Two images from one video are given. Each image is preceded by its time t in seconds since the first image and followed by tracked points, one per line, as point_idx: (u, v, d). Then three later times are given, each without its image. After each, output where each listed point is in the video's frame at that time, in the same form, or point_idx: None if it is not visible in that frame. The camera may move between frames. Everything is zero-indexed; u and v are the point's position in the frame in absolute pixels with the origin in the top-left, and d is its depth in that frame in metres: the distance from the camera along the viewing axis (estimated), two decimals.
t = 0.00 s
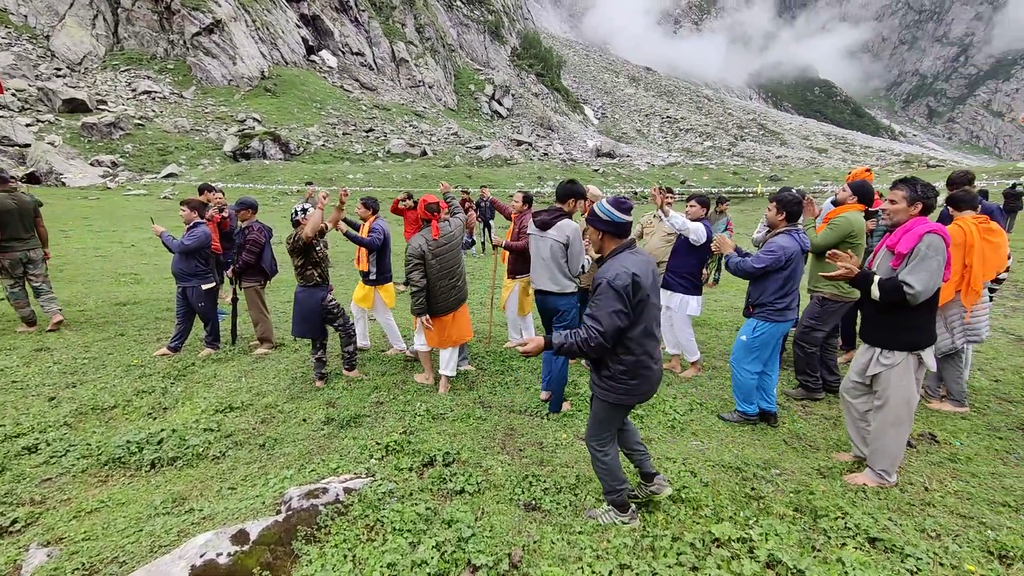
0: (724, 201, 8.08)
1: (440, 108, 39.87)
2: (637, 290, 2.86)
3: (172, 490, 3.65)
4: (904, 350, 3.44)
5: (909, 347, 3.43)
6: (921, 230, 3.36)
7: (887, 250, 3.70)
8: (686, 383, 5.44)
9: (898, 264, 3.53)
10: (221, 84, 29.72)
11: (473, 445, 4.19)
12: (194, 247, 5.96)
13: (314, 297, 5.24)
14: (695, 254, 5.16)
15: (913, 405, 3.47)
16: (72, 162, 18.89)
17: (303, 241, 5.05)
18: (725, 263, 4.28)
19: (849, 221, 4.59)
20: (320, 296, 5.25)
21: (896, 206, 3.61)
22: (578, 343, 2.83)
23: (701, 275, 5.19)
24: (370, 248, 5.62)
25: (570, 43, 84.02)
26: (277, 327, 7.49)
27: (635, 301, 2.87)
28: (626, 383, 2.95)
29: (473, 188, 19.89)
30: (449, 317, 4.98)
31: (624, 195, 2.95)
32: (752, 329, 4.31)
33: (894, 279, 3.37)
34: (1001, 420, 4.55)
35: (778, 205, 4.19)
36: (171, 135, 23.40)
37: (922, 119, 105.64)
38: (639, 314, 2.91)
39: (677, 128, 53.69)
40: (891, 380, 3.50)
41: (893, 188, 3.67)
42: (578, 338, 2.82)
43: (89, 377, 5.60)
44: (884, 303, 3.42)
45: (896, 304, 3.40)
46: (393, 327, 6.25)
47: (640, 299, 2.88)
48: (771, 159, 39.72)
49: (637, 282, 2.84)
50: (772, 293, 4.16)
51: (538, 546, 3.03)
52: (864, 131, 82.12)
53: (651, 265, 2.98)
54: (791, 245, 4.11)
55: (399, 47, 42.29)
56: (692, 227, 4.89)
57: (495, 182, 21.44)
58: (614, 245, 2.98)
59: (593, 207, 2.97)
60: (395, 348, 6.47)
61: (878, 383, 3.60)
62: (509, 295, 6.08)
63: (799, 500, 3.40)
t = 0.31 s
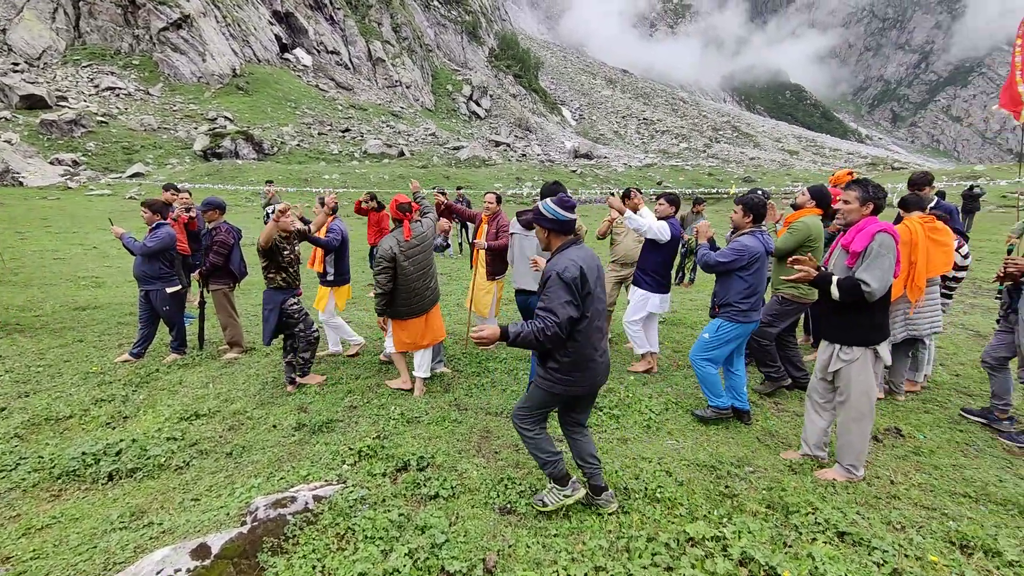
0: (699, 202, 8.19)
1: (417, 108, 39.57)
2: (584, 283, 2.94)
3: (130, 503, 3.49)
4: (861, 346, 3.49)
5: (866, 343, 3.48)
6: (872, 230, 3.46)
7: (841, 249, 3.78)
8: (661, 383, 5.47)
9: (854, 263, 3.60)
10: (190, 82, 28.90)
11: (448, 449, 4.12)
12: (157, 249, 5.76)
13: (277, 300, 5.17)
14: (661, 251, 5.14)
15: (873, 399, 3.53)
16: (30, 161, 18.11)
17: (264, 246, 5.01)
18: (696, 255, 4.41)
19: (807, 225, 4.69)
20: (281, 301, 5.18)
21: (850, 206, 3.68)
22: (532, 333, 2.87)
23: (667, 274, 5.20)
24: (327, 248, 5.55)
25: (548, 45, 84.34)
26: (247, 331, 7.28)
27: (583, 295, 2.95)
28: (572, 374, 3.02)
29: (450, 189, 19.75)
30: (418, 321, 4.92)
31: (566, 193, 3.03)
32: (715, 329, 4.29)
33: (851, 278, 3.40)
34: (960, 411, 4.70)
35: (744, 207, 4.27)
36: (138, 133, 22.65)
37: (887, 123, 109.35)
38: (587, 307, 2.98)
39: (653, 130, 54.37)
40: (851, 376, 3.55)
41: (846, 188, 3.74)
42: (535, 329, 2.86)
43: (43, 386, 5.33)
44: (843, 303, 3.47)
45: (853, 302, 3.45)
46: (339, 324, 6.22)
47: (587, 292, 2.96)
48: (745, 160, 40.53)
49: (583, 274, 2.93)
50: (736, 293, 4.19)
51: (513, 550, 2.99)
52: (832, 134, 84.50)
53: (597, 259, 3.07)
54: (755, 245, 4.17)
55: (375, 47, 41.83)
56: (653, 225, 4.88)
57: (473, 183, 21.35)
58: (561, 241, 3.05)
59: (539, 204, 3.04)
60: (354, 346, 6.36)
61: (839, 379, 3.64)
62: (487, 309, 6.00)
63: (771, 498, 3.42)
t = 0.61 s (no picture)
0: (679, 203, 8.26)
1: (398, 108, 39.26)
2: (522, 287, 3.02)
3: (93, 515, 3.36)
4: (820, 341, 3.56)
5: (825, 337, 3.55)
6: (831, 228, 3.54)
7: (803, 247, 3.83)
8: (641, 383, 5.48)
9: (814, 261, 3.67)
10: (164, 79, 28.19)
11: (426, 452, 4.06)
12: (124, 250, 5.55)
13: (251, 309, 5.15)
14: (634, 253, 5.14)
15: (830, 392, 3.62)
16: None
17: (262, 262, 4.95)
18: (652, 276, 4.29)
19: (770, 224, 4.78)
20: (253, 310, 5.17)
21: (812, 209, 3.70)
22: (474, 338, 2.92)
23: (643, 276, 5.16)
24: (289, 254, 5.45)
25: (529, 46, 84.54)
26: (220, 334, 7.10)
27: (521, 297, 3.02)
28: (512, 374, 3.09)
29: (432, 190, 19.63)
30: (383, 325, 4.93)
31: (506, 199, 3.10)
32: (684, 337, 4.30)
33: (811, 273, 3.50)
34: (927, 407, 4.82)
35: (712, 211, 4.23)
36: (108, 131, 22.01)
37: (860, 127, 112.39)
38: (525, 309, 3.06)
39: (634, 132, 54.88)
40: (808, 371, 3.62)
41: (805, 191, 3.75)
42: (477, 336, 2.92)
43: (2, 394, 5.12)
44: (804, 297, 3.55)
45: (814, 297, 3.53)
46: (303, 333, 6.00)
47: (526, 296, 3.04)
48: (723, 163, 41.18)
49: (521, 278, 3.00)
50: (700, 299, 4.22)
51: (492, 554, 2.96)
52: (808, 137, 86.40)
53: (536, 262, 3.16)
54: (721, 249, 4.21)
55: (355, 46, 41.38)
56: (622, 227, 5.01)
57: (454, 184, 21.23)
58: (501, 244, 3.11)
59: (479, 209, 3.09)
60: (308, 356, 6.09)
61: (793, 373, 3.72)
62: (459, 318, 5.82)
63: (749, 496, 3.45)
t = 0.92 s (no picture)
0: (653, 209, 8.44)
1: (379, 110, 38.96)
2: (472, 275, 3.12)
3: (56, 527, 3.25)
4: (786, 339, 3.60)
5: (788, 335, 3.60)
6: (794, 229, 3.62)
7: (765, 248, 3.89)
8: (621, 385, 5.51)
9: (778, 261, 3.72)
10: (136, 77, 27.48)
11: (406, 456, 4.01)
12: (90, 253, 5.39)
13: (238, 310, 5.08)
14: (616, 254, 5.22)
15: (788, 390, 3.69)
16: None
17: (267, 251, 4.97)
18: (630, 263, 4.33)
19: (734, 221, 4.91)
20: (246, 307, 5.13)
21: (774, 212, 3.73)
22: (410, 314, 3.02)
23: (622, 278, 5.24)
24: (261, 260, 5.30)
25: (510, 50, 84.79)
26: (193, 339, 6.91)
27: (469, 284, 3.12)
28: (466, 360, 3.21)
29: (413, 192, 19.49)
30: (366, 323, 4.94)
31: (470, 193, 3.23)
32: (659, 336, 4.35)
33: (779, 272, 3.55)
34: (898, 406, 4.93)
35: (683, 210, 4.30)
36: (77, 130, 21.35)
37: (832, 133, 115.36)
38: (474, 296, 3.15)
39: (614, 136, 55.40)
40: (770, 368, 3.68)
41: (766, 195, 3.78)
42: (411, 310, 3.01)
43: None
44: (772, 296, 3.60)
45: (780, 297, 3.59)
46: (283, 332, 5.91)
47: (474, 284, 3.13)
48: (702, 167, 41.83)
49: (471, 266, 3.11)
50: (673, 297, 4.26)
51: (472, 559, 2.93)
52: (783, 142, 88.33)
53: (494, 254, 3.26)
54: (688, 248, 4.26)
55: (335, 46, 40.96)
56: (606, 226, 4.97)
57: (435, 186, 21.12)
58: (460, 234, 3.22)
59: (442, 200, 3.22)
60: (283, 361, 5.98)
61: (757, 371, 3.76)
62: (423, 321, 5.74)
63: (726, 497, 3.48)
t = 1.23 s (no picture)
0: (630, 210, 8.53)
1: (364, 112, 38.75)
2: (438, 271, 3.24)
3: (26, 539, 3.15)
4: (758, 342, 3.64)
5: (759, 338, 3.64)
6: (764, 233, 3.66)
7: (738, 252, 3.96)
8: (606, 388, 5.52)
9: (749, 265, 3.78)
10: (113, 77, 26.94)
11: (390, 461, 3.97)
12: (64, 256, 5.25)
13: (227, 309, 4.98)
14: (599, 258, 5.20)
15: (765, 392, 3.72)
16: None
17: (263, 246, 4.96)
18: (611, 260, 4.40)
19: (710, 230, 4.94)
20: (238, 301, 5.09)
21: (744, 216, 3.83)
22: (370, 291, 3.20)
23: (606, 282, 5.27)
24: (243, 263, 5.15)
25: (496, 54, 84.98)
26: (171, 343, 6.76)
27: (432, 280, 3.24)
28: (428, 355, 3.28)
29: (398, 196, 19.40)
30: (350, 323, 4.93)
31: (448, 193, 3.36)
32: (640, 337, 4.39)
33: (748, 277, 3.58)
34: (876, 406, 5.03)
35: (659, 213, 4.35)
36: (51, 131, 20.83)
37: (812, 139, 117.74)
38: (437, 291, 3.27)
39: (599, 139, 55.81)
40: (746, 372, 3.71)
41: (735, 199, 3.86)
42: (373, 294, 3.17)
43: None
44: (742, 300, 3.64)
45: (750, 300, 3.63)
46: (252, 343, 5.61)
47: (439, 281, 3.25)
48: (685, 171, 42.34)
49: (435, 261, 3.23)
50: (651, 299, 4.30)
51: (457, 563, 2.91)
52: (764, 147, 89.82)
53: (463, 255, 3.39)
54: (666, 252, 4.27)
55: (319, 48, 40.65)
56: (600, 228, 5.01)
57: (421, 189, 21.04)
58: (434, 233, 3.34)
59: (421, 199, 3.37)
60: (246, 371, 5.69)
61: (735, 375, 3.80)
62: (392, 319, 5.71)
63: (710, 499, 3.50)
